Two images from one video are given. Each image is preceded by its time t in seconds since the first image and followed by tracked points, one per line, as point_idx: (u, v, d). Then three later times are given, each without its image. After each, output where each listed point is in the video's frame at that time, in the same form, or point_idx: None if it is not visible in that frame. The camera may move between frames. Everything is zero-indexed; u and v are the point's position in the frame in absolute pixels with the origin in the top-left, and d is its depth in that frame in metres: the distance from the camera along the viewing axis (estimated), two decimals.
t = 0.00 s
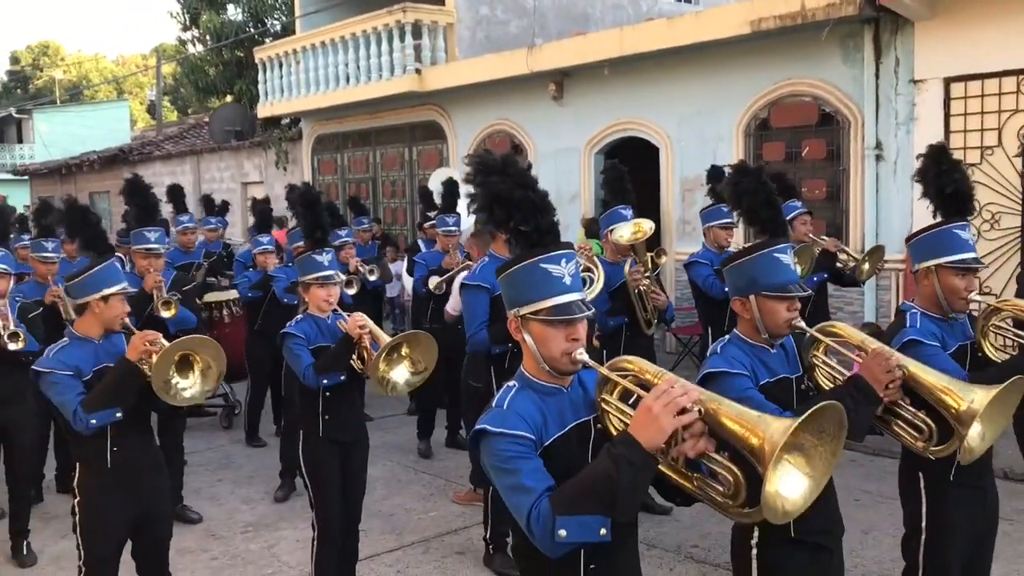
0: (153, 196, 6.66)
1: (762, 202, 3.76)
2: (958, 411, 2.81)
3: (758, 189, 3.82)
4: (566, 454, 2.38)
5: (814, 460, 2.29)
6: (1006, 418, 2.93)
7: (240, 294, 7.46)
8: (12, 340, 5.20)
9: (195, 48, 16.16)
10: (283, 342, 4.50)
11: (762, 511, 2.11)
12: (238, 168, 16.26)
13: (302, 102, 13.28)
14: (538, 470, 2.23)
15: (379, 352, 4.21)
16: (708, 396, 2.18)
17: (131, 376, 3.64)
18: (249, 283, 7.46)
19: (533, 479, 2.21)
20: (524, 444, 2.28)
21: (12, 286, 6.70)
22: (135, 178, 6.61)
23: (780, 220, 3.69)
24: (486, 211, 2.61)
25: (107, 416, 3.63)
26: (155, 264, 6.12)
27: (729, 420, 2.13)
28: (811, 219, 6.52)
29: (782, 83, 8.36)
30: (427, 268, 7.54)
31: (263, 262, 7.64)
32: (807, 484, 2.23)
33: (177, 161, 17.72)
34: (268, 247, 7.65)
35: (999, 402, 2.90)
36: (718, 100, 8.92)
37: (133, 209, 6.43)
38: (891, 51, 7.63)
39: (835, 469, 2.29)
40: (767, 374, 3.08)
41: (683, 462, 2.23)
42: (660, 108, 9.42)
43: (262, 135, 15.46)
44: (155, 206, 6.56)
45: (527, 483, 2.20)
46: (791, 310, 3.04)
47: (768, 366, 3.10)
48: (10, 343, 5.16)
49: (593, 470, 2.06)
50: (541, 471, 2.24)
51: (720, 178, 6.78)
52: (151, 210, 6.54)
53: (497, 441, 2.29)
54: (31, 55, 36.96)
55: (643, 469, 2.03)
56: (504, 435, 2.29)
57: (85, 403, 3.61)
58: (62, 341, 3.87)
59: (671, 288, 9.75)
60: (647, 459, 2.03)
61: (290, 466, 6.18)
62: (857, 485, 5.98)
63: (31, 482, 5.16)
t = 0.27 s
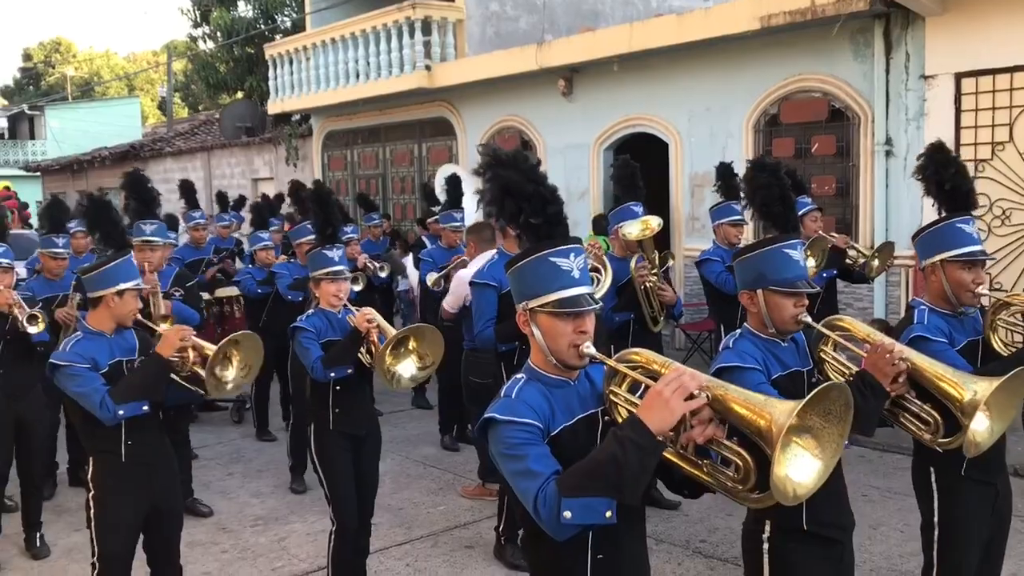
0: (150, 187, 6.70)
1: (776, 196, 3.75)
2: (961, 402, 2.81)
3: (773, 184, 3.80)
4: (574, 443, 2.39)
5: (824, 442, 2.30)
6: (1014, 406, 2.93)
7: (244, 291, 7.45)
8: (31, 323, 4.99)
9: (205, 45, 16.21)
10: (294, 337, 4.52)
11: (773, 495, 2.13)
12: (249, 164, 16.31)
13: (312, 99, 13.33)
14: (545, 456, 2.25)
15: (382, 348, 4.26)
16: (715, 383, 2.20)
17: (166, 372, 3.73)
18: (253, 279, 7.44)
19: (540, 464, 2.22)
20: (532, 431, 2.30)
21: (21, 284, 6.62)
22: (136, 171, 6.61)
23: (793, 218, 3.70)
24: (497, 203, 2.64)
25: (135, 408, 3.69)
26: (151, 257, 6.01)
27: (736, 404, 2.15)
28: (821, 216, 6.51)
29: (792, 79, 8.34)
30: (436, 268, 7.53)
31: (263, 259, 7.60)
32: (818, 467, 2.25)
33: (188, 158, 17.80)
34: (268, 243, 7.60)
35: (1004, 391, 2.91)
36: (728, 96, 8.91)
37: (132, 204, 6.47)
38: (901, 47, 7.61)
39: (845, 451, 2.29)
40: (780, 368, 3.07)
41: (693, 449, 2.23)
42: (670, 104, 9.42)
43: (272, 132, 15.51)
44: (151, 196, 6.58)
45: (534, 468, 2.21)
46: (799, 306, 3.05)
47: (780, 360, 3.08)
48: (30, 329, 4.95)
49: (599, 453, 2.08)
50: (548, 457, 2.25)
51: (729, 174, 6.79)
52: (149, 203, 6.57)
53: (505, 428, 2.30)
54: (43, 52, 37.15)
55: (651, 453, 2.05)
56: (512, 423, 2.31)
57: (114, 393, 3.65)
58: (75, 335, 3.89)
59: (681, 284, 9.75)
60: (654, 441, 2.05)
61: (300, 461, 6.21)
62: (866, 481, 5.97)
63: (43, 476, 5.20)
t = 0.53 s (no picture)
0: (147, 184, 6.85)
1: (789, 191, 3.78)
2: (979, 380, 2.80)
3: (788, 177, 3.84)
4: (586, 437, 2.37)
5: (843, 433, 2.28)
6: None
7: (252, 290, 7.35)
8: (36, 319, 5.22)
9: (216, 42, 16.23)
10: (309, 328, 4.52)
11: (791, 486, 2.10)
12: (260, 160, 16.34)
13: (323, 95, 13.33)
14: (557, 447, 2.23)
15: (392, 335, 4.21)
16: (729, 374, 2.19)
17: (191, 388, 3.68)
18: (262, 279, 7.33)
19: (552, 456, 2.20)
20: (544, 422, 2.28)
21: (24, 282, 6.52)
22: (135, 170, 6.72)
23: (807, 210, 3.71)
24: (506, 198, 2.61)
25: (151, 415, 3.70)
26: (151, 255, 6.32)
27: (752, 394, 2.13)
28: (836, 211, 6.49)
29: (805, 73, 8.30)
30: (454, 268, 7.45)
31: (268, 256, 7.57)
32: (836, 457, 2.22)
33: (199, 154, 17.83)
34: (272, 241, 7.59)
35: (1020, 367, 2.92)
36: (740, 91, 8.87)
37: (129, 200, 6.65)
38: (916, 41, 7.56)
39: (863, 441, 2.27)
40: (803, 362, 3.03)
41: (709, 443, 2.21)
42: (682, 100, 9.39)
43: (283, 128, 15.52)
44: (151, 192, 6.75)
45: (546, 459, 2.19)
46: (816, 302, 3.02)
47: (802, 355, 3.04)
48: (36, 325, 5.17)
49: (611, 443, 2.05)
50: (559, 449, 2.23)
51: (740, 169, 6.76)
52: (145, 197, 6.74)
53: (517, 419, 2.28)
54: (54, 49, 37.30)
55: (664, 442, 2.02)
56: (523, 413, 2.28)
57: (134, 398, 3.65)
58: (86, 331, 3.89)
59: (692, 280, 9.72)
60: (667, 431, 2.03)
61: (312, 457, 6.21)
62: (881, 478, 5.94)
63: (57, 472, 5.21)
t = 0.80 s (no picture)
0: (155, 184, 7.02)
1: (821, 190, 3.76)
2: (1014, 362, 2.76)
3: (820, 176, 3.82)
4: (617, 438, 2.36)
5: (879, 442, 2.21)
6: None
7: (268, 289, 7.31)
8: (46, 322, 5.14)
9: (228, 41, 16.24)
10: (330, 327, 4.53)
11: (825, 493, 2.05)
12: (272, 159, 16.36)
13: (336, 94, 13.34)
14: (590, 451, 2.22)
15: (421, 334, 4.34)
16: (766, 379, 2.16)
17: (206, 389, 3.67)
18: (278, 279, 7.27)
19: (586, 460, 2.19)
20: (576, 424, 2.27)
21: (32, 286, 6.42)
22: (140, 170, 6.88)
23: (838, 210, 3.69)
24: (536, 194, 2.58)
25: (169, 421, 3.73)
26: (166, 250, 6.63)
27: (788, 401, 2.11)
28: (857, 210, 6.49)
29: (821, 69, 8.25)
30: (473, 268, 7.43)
31: (282, 256, 7.52)
32: (873, 466, 2.15)
33: (212, 153, 17.87)
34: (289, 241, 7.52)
35: None
36: (755, 87, 8.83)
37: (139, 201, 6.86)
38: (933, 36, 7.51)
39: (898, 452, 2.19)
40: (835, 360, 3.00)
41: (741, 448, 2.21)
42: (696, 96, 9.35)
43: (296, 127, 15.53)
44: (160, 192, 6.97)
45: (580, 463, 2.18)
46: (845, 303, 3.00)
47: (835, 353, 3.02)
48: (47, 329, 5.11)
49: (647, 449, 2.03)
50: (593, 452, 2.22)
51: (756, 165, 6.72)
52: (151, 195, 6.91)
53: (550, 421, 2.27)
54: (66, 49, 37.47)
55: (700, 449, 2.00)
56: (556, 416, 2.27)
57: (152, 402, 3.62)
58: (108, 332, 3.89)
59: (708, 277, 9.68)
60: (703, 438, 2.01)
61: (329, 457, 6.21)
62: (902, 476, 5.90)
63: (76, 472, 5.22)
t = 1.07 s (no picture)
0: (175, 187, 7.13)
1: (860, 188, 3.95)
2: None
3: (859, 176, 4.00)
4: (661, 440, 2.35)
5: (924, 444, 2.20)
6: None
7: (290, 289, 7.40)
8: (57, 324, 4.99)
9: (240, 42, 16.27)
10: (353, 331, 4.51)
11: (871, 496, 2.05)
12: (286, 160, 16.40)
13: (349, 95, 13.34)
14: (634, 456, 2.21)
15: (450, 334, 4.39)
16: (811, 380, 2.16)
17: (215, 383, 3.65)
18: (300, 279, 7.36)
19: (631, 466, 2.19)
20: (619, 430, 2.26)
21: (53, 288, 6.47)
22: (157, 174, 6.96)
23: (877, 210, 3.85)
24: (579, 194, 2.57)
25: (181, 418, 3.66)
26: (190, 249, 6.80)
27: (833, 403, 2.09)
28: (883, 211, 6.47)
29: (838, 66, 8.20)
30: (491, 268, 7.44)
31: (304, 256, 7.56)
32: (916, 467, 2.15)
33: (225, 154, 17.92)
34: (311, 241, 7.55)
35: None
36: (771, 84, 8.79)
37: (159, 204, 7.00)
38: (951, 32, 7.45)
39: (946, 452, 2.18)
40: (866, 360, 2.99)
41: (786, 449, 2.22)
42: (712, 94, 9.31)
43: (308, 128, 15.55)
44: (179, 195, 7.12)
45: (625, 469, 2.18)
46: (878, 302, 2.98)
47: (866, 352, 3.00)
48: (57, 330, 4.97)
49: (693, 455, 2.04)
50: (637, 457, 2.22)
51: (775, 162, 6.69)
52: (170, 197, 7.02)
53: (593, 427, 2.26)
54: (79, 52, 37.65)
55: (746, 454, 2.00)
56: (599, 421, 2.27)
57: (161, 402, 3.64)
58: (137, 335, 3.91)
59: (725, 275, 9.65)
60: (750, 443, 2.01)
61: (349, 457, 6.21)
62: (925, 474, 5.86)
63: (98, 474, 5.23)
